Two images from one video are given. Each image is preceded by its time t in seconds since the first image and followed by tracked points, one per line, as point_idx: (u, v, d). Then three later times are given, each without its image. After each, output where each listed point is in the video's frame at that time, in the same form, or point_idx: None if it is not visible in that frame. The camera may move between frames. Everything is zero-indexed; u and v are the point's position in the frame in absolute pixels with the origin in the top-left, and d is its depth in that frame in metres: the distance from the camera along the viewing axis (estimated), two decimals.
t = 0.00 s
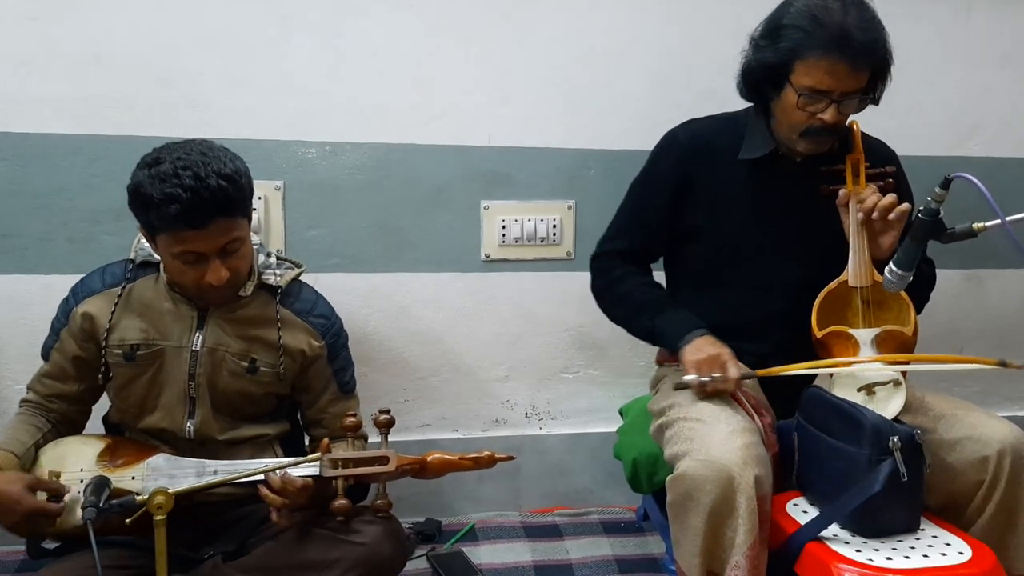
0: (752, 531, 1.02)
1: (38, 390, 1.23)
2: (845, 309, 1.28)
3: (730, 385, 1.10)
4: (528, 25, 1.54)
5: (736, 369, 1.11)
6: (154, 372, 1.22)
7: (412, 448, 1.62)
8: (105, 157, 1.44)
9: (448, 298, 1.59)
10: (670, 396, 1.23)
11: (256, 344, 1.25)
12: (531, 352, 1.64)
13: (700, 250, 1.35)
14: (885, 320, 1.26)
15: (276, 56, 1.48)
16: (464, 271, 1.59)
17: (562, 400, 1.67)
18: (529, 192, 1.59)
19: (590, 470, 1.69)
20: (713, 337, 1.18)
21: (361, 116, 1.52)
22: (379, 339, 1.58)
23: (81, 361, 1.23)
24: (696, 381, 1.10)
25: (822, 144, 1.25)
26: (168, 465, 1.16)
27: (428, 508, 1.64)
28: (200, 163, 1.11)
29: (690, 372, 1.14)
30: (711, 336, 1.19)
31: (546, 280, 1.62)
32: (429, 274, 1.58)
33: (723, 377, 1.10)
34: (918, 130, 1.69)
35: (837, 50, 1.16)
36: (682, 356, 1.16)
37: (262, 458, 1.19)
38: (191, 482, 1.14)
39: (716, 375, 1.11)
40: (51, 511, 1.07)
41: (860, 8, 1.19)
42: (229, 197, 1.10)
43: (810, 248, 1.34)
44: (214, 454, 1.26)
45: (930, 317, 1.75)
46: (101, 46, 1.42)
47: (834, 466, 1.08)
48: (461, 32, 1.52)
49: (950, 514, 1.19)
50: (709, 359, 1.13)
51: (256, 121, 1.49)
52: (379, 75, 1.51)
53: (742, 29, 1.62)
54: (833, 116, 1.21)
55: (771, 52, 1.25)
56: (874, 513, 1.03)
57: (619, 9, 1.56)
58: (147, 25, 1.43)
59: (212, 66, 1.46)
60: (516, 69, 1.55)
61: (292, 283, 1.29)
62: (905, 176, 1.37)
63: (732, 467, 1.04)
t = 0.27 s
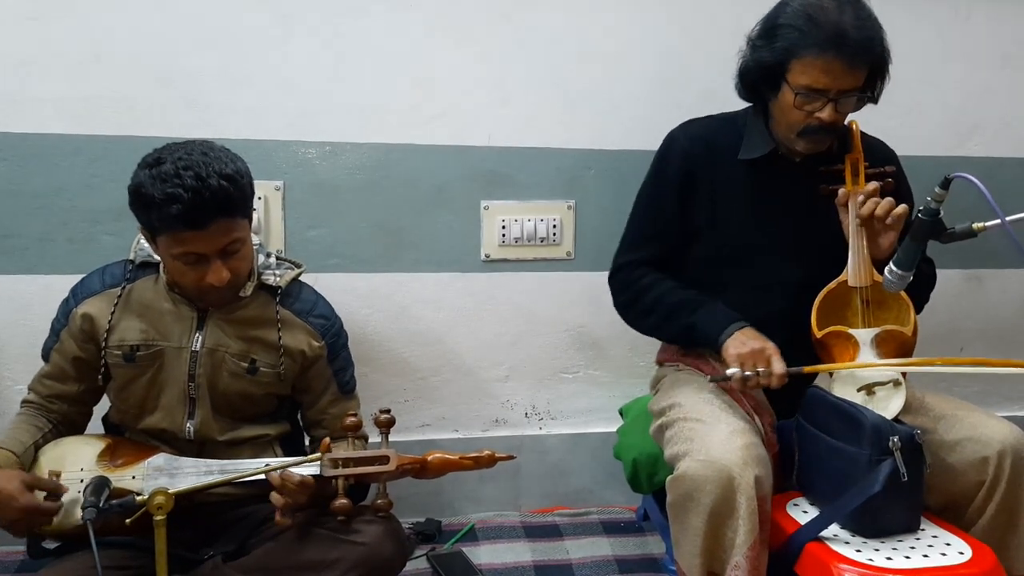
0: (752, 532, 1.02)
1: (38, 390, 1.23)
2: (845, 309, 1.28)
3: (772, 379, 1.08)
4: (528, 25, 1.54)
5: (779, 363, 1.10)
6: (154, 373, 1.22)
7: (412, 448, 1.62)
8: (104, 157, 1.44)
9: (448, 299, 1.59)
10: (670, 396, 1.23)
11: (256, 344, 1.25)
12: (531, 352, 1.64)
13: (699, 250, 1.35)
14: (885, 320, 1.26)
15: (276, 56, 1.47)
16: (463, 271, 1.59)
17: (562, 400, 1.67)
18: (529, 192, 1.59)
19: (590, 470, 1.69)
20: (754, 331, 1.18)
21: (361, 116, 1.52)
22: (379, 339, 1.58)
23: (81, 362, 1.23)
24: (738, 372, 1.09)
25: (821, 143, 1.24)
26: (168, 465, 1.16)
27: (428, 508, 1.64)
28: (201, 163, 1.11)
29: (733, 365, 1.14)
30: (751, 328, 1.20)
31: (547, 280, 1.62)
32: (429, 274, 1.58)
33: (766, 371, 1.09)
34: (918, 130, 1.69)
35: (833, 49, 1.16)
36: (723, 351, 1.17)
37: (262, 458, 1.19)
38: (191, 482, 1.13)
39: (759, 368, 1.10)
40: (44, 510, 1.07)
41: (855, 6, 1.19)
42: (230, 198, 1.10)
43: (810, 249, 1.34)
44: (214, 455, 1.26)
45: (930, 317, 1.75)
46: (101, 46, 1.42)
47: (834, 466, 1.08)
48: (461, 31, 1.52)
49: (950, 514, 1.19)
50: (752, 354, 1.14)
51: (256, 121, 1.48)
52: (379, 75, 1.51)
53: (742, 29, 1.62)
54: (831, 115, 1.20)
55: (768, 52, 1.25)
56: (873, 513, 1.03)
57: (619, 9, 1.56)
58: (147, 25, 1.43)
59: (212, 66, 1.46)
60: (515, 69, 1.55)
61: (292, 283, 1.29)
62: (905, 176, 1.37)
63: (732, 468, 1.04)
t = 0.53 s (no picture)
0: (752, 532, 1.02)
1: (38, 391, 1.23)
2: (845, 309, 1.28)
3: (715, 382, 1.11)
4: (528, 25, 1.54)
5: (720, 368, 1.12)
6: (154, 373, 1.22)
7: (412, 448, 1.62)
8: (104, 157, 1.44)
9: (448, 299, 1.59)
10: (668, 396, 1.23)
11: (256, 345, 1.25)
12: (531, 352, 1.64)
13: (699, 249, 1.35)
14: (885, 320, 1.26)
15: (276, 56, 1.47)
16: (463, 271, 1.59)
17: (562, 400, 1.67)
18: (529, 192, 1.59)
19: (591, 470, 1.69)
20: (702, 338, 1.19)
21: (361, 116, 1.52)
22: (379, 339, 1.58)
23: (81, 362, 1.23)
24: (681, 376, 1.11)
25: (822, 144, 1.24)
26: (168, 465, 1.16)
27: (429, 508, 1.64)
28: (206, 164, 1.11)
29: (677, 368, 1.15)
30: (699, 334, 1.21)
31: (547, 280, 1.62)
32: (429, 274, 1.58)
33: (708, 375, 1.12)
34: (918, 130, 1.69)
35: (836, 50, 1.16)
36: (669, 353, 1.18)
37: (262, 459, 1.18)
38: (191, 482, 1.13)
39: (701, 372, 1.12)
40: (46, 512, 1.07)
41: (859, 8, 1.19)
42: (235, 199, 1.10)
43: (810, 249, 1.34)
44: (214, 455, 1.26)
45: (930, 317, 1.75)
46: (101, 46, 1.42)
47: (834, 466, 1.08)
48: (461, 31, 1.52)
49: (950, 514, 1.19)
50: (696, 358, 1.15)
51: (256, 121, 1.48)
52: (379, 75, 1.51)
53: (742, 29, 1.62)
54: (833, 116, 1.20)
55: (771, 52, 1.24)
56: (873, 513, 1.03)
57: (619, 9, 1.56)
58: (147, 25, 1.43)
59: (212, 66, 1.46)
60: (515, 69, 1.55)
61: (291, 283, 1.29)
62: (905, 176, 1.37)
63: (732, 468, 1.04)
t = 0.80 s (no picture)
0: (752, 532, 1.02)
1: (38, 391, 1.23)
2: (845, 309, 1.28)
3: (656, 385, 1.11)
4: (528, 26, 1.54)
5: (661, 369, 1.12)
6: (154, 373, 1.22)
7: (412, 448, 1.61)
8: (104, 157, 1.44)
9: (448, 299, 1.59)
10: (667, 397, 1.23)
11: (257, 345, 1.25)
12: (531, 352, 1.64)
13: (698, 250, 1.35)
14: (886, 320, 1.26)
15: (276, 56, 1.47)
16: (463, 271, 1.59)
17: (562, 400, 1.67)
18: (529, 192, 1.59)
19: (591, 470, 1.69)
20: (645, 340, 1.22)
21: (361, 116, 1.51)
22: (379, 339, 1.58)
23: (81, 362, 1.22)
24: (622, 376, 1.10)
25: (824, 144, 1.25)
26: (167, 466, 1.16)
27: (429, 508, 1.64)
28: (212, 160, 1.11)
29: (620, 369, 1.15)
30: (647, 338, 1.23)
31: (547, 280, 1.62)
32: (429, 274, 1.58)
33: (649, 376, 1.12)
34: (918, 131, 1.69)
35: (838, 49, 1.16)
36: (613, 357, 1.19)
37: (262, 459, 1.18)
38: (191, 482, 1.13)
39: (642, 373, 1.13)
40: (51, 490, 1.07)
41: (861, 8, 1.19)
42: (241, 195, 1.11)
43: (810, 249, 1.34)
44: (214, 455, 1.26)
45: (930, 317, 1.75)
46: (101, 46, 1.42)
47: (834, 466, 1.08)
48: (461, 32, 1.52)
49: (950, 514, 1.18)
50: (637, 359, 1.16)
51: (256, 121, 1.48)
52: (379, 75, 1.51)
53: (742, 29, 1.62)
54: (835, 115, 1.20)
55: (773, 52, 1.24)
56: (873, 513, 1.03)
57: (619, 9, 1.56)
58: (147, 25, 1.43)
59: (212, 65, 1.45)
60: (515, 69, 1.55)
61: (292, 283, 1.29)
62: (906, 177, 1.37)
63: (732, 468, 1.04)
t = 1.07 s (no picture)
0: (751, 532, 1.02)
1: (39, 390, 1.23)
2: (845, 309, 1.28)
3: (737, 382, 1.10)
4: (528, 26, 1.54)
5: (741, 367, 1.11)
6: (155, 373, 1.22)
7: (412, 448, 1.62)
8: (104, 158, 1.44)
9: (448, 299, 1.59)
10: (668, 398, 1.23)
11: (258, 346, 1.25)
12: (531, 352, 1.64)
13: (698, 250, 1.35)
14: (884, 320, 1.26)
15: (276, 56, 1.48)
16: (463, 271, 1.59)
17: (561, 400, 1.67)
18: (528, 192, 1.59)
19: (590, 470, 1.69)
20: (715, 335, 1.19)
21: (361, 116, 1.52)
22: (379, 339, 1.58)
23: (83, 362, 1.22)
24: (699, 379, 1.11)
25: (824, 144, 1.25)
26: (167, 466, 1.16)
27: (428, 508, 1.64)
28: (208, 199, 1.08)
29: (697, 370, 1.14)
30: (711, 331, 1.20)
31: (546, 280, 1.62)
32: (429, 274, 1.58)
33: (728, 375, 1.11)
34: (918, 131, 1.69)
35: (838, 50, 1.16)
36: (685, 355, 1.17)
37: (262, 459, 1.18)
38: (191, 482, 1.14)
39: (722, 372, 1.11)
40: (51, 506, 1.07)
41: (860, 9, 1.20)
42: (238, 236, 1.10)
43: (809, 251, 1.34)
44: (214, 455, 1.26)
45: (930, 317, 1.75)
46: (101, 46, 1.42)
47: (834, 466, 1.08)
48: (461, 32, 1.52)
49: (949, 514, 1.19)
50: (715, 358, 1.14)
51: (256, 122, 1.48)
52: (379, 75, 1.51)
53: (742, 29, 1.62)
54: (834, 116, 1.21)
55: (772, 53, 1.24)
56: (873, 513, 1.03)
57: (619, 9, 1.56)
58: (147, 25, 1.43)
59: (212, 65, 1.46)
60: (515, 69, 1.55)
61: (293, 285, 1.30)
62: (906, 178, 1.37)
63: (732, 469, 1.04)
